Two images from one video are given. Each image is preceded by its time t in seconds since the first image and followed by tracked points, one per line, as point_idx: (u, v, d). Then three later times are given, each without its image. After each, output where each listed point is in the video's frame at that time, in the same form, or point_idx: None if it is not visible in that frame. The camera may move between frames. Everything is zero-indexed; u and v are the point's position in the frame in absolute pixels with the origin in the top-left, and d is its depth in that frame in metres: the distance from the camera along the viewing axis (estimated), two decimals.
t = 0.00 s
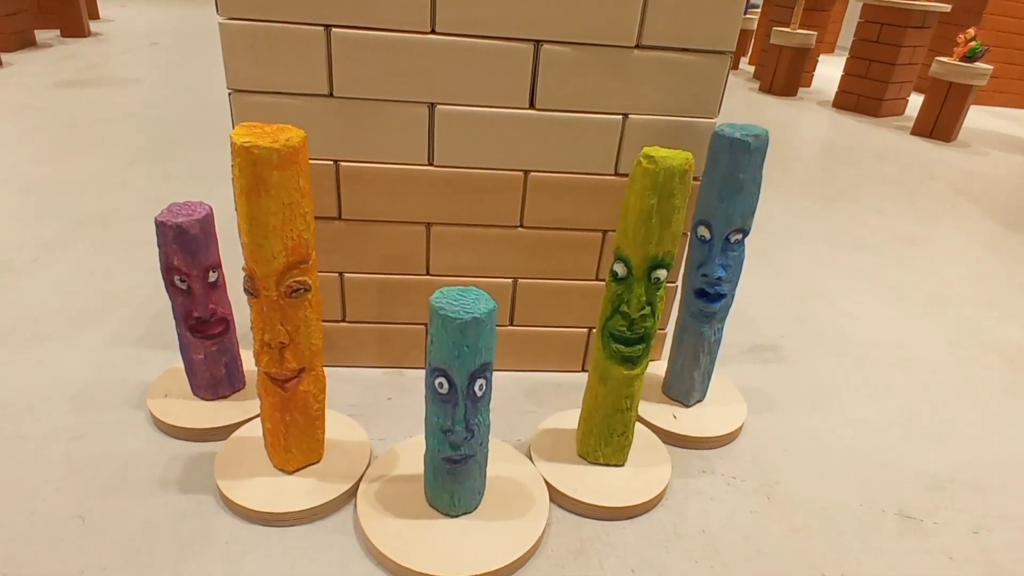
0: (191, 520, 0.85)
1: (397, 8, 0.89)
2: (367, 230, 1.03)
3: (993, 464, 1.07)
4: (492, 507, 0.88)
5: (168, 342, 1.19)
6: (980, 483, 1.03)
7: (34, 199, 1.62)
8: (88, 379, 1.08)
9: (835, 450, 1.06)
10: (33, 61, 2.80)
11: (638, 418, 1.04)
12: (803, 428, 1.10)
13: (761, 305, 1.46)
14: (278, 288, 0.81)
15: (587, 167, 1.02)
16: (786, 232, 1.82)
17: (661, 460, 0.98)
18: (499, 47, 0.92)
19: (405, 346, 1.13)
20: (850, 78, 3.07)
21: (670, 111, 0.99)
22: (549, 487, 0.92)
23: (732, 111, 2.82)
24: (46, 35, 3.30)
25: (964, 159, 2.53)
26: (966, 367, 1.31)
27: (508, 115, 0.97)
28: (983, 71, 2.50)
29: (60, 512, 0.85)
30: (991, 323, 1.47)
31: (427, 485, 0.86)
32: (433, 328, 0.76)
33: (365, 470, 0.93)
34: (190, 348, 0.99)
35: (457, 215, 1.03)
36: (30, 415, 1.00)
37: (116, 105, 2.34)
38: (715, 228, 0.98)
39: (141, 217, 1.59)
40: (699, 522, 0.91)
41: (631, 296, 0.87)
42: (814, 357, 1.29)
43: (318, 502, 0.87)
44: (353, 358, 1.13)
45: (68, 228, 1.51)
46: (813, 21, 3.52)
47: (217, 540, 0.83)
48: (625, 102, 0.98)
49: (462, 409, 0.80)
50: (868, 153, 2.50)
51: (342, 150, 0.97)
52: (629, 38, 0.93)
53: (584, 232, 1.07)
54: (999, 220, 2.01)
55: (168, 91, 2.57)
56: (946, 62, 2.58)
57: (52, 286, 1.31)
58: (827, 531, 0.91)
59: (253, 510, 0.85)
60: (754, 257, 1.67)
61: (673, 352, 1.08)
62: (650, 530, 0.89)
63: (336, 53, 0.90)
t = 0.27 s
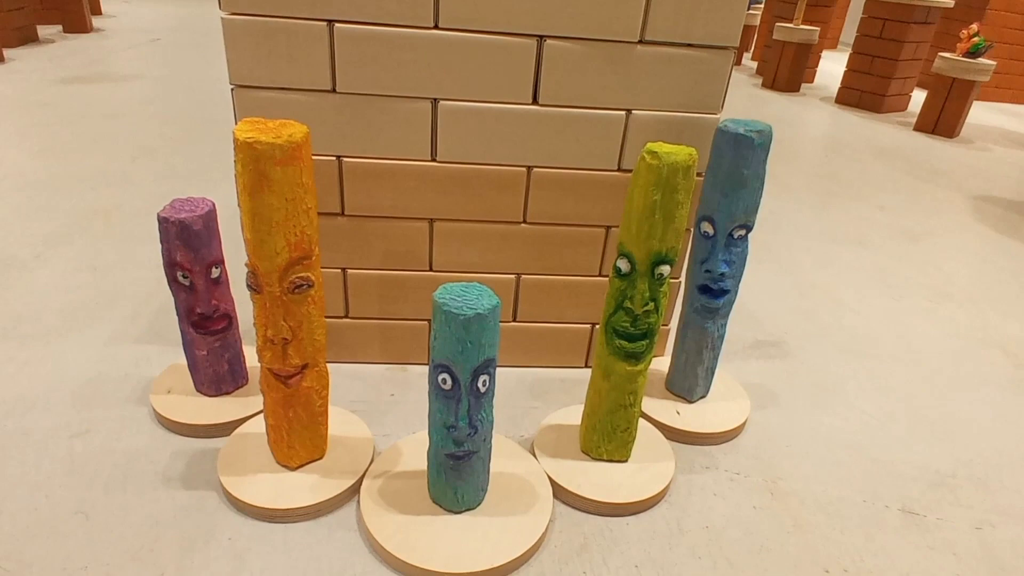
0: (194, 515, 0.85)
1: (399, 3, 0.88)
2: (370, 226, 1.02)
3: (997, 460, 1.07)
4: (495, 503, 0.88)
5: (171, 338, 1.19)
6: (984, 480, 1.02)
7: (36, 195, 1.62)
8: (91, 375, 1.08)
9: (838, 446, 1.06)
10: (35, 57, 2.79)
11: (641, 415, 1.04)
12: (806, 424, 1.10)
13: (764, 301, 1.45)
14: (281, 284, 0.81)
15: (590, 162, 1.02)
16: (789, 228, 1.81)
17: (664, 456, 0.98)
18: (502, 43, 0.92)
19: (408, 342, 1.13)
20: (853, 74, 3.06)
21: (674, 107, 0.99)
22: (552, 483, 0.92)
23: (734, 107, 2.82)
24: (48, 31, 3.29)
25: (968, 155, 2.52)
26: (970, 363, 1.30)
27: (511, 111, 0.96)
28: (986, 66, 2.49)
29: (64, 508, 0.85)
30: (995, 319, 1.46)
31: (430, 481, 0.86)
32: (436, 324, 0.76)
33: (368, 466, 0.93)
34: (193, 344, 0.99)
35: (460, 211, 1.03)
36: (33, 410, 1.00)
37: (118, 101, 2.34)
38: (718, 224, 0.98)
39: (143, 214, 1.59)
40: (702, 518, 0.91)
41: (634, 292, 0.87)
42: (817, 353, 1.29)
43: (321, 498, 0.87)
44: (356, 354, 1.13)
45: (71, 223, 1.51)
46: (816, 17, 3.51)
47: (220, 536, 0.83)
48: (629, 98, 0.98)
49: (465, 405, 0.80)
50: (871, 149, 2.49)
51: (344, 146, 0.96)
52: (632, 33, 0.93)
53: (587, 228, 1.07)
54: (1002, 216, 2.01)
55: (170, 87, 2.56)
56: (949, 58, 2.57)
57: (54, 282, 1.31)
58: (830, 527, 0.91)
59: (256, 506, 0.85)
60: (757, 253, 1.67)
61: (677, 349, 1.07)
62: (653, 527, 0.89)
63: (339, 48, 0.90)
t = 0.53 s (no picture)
0: (195, 513, 0.85)
1: None
2: (371, 223, 1.02)
3: (998, 457, 1.07)
4: (496, 501, 0.88)
5: (172, 335, 1.19)
6: (985, 477, 1.02)
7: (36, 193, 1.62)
8: (92, 373, 1.08)
9: (839, 444, 1.06)
10: (36, 54, 2.79)
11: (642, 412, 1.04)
12: (807, 422, 1.10)
13: (765, 299, 1.45)
14: (282, 281, 0.80)
15: (591, 160, 1.01)
16: (790, 225, 1.81)
17: (665, 454, 0.98)
18: (503, 40, 0.92)
19: (409, 340, 1.13)
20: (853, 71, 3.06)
21: (675, 104, 0.99)
22: (553, 481, 0.92)
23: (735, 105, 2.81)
24: (48, 29, 3.29)
25: (969, 153, 2.52)
26: (971, 361, 1.30)
27: (512, 108, 0.96)
28: (987, 64, 2.49)
29: (65, 505, 0.85)
30: (997, 317, 1.46)
31: (431, 478, 0.86)
32: (437, 321, 0.76)
33: (369, 463, 0.93)
34: (194, 341, 0.99)
35: (461, 208, 1.03)
36: (33, 408, 1.00)
37: (118, 98, 2.33)
38: (720, 221, 0.97)
39: (144, 211, 1.59)
40: (703, 515, 0.91)
41: (636, 289, 0.87)
42: (818, 351, 1.29)
43: (322, 495, 0.87)
44: (357, 351, 1.13)
45: (71, 221, 1.51)
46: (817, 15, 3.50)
47: (221, 533, 0.83)
48: (630, 95, 0.97)
49: (467, 402, 0.79)
50: (872, 147, 2.49)
51: (345, 143, 0.96)
52: (633, 30, 0.93)
53: (588, 225, 1.06)
54: (1004, 214, 2.00)
55: (170, 85, 2.56)
56: (950, 55, 2.57)
57: (55, 279, 1.31)
58: (831, 525, 0.91)
59: (257, 503, 0.85)
60: (758, 250, 1.67)
61: (678, 346, 1.07)
62: (654, 524, 0.89)
63: (340, 45, 0.90)
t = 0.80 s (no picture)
0: (194, 514, 0.85)
1: None
2: (370, 224, 1.02)
3: (999, 458, 1.07)
4: (495, 501, 0.88)
5: (171, 336, 1.19)
6: (985, 478, 1.02)
7: (36, 193, 1.62)
8: (91, 373, 1.08)
9: (839, 445, 1.06)
10: (36, 55, 2.79)
11: (641, 413, 1.04)
12: (807, 423, 1.10)
13: (765, 299, 1.45)
14: (281, 281, 0.80)
15: (591, 160, 1.01)
16: (791, 226, 1.81)
17: (665, 454, 0.97)
18: (503, 40, 0.92)
19: (409, 340, 1.13)
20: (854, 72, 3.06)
21: (675, 104, 0.99)
22: (553, 482, 0.92)
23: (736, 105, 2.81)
24: (49, 29, 3.29)
25: (970, 153, 2.52)
26: (972, 362, 1.30)
27: (511, 108, 0.96)
28: (988, 64, 2.49)
29: (63, 506, 0.85)
30: (997, 317, 1.46)
31: (431, 479, 0.86)
32: (436, 321, 0.76)
33: (368, 464, 0.93)
34: (193, 342, 0.99)
35: (460, 209, 1.03)
36: (33, 409, 1.00)
37: (118, 99, 2.33)
38: (720, 221, 0.97)
39: (143, 212, 1.59)
40: (703, 516, 0.91)
41: (636, 290, 0.87)
42: (818, 351, 1.29)
43: (321, 496, 0.87)
44: (357, 352, 1.13)
45: (71, 222, 1.51)
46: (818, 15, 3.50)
47: (220, 533, 0.83)
48: (630, 96, 0.97)
49: (466, 403, 0.79)
50: (872, 147, 2.48)
51: (345, 144, 0.96)
52: (633, 30, 0.93)
53: (588, 226, 1.06)
54: (1004, 215, 2.00)
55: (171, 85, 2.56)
56: (950, 56, 2.57)
57: (54, 280, 1.31)
58: (831, 526, 0.91)
59: (256, 504, 0.85)
60: (758, 251, 1.66)
61: (678, 347, 1.07)
62: (654, 525, 0.89)
63: (339, 46, 0.90)
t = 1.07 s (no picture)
0: (196, 511, 0.85)
1: None
2: (371, 221, 1.02)
3: (1000, 456, 1.07)
4: (496, 499, 0.88)
5: (172, 334, 1.19)
6: (986, 475, 1.02)
7: (36, 191, 1.62)
8: (92, 371, 1.08)
9: (840, 442, 1.06)
10: (36, 53, 2.79)
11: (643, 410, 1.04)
12: (808, 420, 1.10)
13: (766, 297, 1.45)
14: (282, 279, 0.80)
15: (592, 157, 1.01)
16: (792, 223, 1.81)
17: (666, 452, 0.97)
18: (503, 37, 0.91)
19: (410, 338, 1.13)
20: (855, 69, 3.06)
21: (676, 102, 0.99)
22: (554, 480, 0.92)
23: (736, 103, 2.81)
24: (48, 27, 3.29)
25: (971, 151, 2.52)
26: (973, 359, 1.30)
27: (512, 106, 0.96)
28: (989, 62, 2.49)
29: (65, 504, 0.85)
30: (999, 315, 1.46)
31: (432, 477, 0.86)
32: (438, 319, 0.76)
33: (369, 461, 0.93)
34: (194, 339, 0.99)
35: (461, 207, 1.03)
36: (34, 407, 1.00)
37: (119, 97, 2.33)
38: (721, 219, 0.97)
39: (144, 210, 1.59)
40: (704, 514, 0.91)
41: (637, 288, 0.87)
42: (819, 349, 1.29)
43: (322, 493, 0.87)
44: (358, 350, 1.13)
45: (72, 220, 1.51)
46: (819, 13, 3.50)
47: (221, 531, 0.83)
48: (631, 93, 0.97)
49: (467, 400, 0.79)
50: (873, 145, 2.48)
51: (346, 141, 0.96)
52: (635, 28, 0.93)
53: (589, 223, 1.06)
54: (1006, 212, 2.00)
55: (171, 83, 2.56)
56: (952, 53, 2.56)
57: (56, 278, 1.31)
58: (832, 524, 0.91)
59: (257, 501, 0.85)
60: (759, 248, 1.66)
61: (679, 344, 1.07)
62: (655, 522, 0.89)
63: (340, 43, 0.90)
